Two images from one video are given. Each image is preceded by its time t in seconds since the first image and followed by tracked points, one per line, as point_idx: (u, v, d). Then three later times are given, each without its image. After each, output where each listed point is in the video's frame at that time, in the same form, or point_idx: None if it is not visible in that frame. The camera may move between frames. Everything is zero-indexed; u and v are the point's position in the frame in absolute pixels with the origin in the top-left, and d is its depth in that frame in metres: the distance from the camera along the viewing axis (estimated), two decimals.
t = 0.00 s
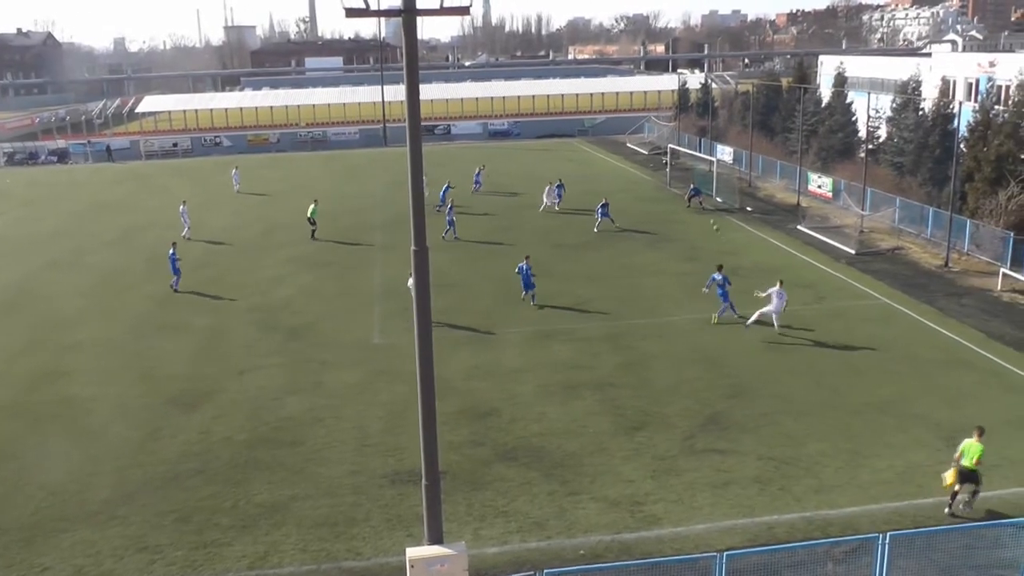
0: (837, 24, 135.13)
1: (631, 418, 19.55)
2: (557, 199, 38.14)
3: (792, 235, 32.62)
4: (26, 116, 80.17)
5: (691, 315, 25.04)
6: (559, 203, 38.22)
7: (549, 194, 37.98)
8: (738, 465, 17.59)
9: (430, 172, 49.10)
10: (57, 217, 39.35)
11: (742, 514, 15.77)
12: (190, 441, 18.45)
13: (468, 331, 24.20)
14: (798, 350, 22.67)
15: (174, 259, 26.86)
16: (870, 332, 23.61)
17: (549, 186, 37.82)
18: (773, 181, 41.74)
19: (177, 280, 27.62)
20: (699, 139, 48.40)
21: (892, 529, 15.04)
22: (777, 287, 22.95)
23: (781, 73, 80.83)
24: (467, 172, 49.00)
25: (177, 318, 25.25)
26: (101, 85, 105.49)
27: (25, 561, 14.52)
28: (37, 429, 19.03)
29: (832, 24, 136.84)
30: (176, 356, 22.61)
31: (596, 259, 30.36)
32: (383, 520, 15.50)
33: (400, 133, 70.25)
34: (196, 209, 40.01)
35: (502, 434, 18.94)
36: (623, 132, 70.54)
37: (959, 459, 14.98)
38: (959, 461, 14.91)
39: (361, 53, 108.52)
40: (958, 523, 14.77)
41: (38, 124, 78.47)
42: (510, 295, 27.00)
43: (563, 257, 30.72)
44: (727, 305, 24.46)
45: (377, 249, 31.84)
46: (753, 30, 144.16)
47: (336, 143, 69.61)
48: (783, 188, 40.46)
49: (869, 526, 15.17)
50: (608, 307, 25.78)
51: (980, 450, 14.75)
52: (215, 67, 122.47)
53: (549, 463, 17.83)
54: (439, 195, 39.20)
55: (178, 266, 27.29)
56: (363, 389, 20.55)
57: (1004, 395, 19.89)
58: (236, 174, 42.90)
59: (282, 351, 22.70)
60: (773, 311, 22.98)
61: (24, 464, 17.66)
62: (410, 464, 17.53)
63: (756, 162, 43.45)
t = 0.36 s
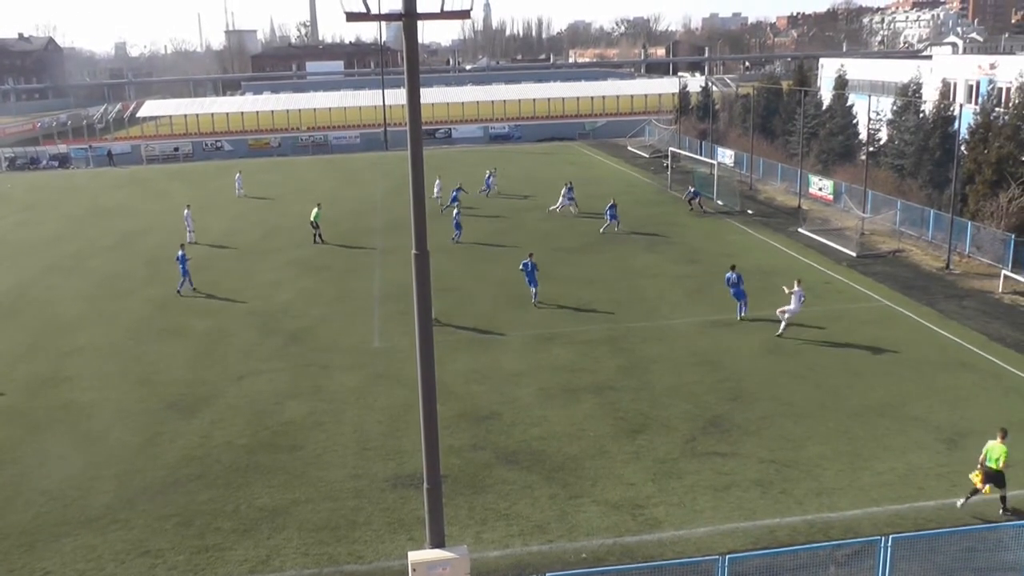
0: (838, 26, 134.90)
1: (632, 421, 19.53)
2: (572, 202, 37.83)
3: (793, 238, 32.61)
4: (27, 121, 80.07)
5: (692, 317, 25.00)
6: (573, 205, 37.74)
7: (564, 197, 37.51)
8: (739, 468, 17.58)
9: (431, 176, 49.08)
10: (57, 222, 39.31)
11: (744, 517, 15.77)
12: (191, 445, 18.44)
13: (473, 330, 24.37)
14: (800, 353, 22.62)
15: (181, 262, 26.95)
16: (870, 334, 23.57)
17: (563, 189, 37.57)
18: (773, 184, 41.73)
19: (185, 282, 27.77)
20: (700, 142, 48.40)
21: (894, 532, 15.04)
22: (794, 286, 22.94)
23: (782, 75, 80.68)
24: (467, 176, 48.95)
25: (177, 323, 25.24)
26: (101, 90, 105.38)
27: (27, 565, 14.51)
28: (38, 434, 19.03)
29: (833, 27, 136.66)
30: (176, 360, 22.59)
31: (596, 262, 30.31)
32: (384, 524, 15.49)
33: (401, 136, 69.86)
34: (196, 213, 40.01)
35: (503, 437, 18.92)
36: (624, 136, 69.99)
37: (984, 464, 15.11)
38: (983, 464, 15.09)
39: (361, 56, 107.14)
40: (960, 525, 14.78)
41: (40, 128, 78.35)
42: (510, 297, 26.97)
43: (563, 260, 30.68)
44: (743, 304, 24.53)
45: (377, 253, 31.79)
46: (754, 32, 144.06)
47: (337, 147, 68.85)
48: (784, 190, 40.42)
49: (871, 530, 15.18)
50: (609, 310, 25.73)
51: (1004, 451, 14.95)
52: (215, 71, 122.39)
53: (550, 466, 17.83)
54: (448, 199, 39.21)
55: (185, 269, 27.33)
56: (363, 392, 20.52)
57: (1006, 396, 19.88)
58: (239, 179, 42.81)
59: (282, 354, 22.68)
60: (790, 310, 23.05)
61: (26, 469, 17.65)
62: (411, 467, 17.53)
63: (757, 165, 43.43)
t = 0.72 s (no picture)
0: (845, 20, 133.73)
1: (636, 423, 19.10)
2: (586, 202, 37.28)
3: (800, 237, 32.20)
4: (19, 117, 79.69)
5: (696, 317, 24.51)
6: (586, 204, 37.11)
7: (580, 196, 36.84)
8: (745, 471, 17.16)
9: (430, 175, 48.65)
10: (53, 220, 38.92)
11: (750, 521, 15.36)
12: (185, 447, 18.04)
13: (476, 329, 23.95)
14: (807, 353, 22.11)
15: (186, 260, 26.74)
16: (879, 335, 23.09)
17: (580, 186, 36.88)
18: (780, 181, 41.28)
19: (191, 279, 27.76)
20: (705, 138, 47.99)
21: (905, 538, 14.63)
22: (820, 285, 22.59)
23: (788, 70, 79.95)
24: (468, 174, 48.43)
25: (173, 323, 24.83)
26: (95, 85, 104.66)
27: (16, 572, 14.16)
28: (29, 437, 18.64)
29: (840, 22, 135.50)
30: (171, 362, 22.18)
31: (599, 263, 29.83)
32: (382, 529, 15.11)
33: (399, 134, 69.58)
34: (193, 212, 39.63)
35: (503, 439, 18.50)
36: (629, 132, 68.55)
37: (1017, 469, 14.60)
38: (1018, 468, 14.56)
39: (359, 51, 108.86)
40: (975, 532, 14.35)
41: (31, 124, 78.24)
42: (511, 297, 26.50)
43: (565, 260, 30.21)
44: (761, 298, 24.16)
45: (376, 253, 31.32)
46: (759, 26, 143.03)
47: (335, 144, 68.79)
48: (791, 188, 39.95)
49: (880, 535, 14.77)
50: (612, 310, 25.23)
51: None
52: (212, 64, 121.74)
53: (552, 469, 17.42)
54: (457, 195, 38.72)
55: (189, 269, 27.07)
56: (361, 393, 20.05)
57: (1018, 399, 19.42)
58: (237, 177, 42.54)
59: (279, 355, 22.24)
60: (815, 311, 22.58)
61: (17, 473, 17.28)
62: (410, 471, 17.14)
63: (763, 162, 42.98)
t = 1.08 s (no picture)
0: None
1: (650, 441, 17.00)
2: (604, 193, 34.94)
3: (836, 233, 29.91)
4: None
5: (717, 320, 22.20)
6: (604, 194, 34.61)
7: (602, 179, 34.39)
8: (776, 495, 15.07)
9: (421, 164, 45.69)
10: (27, 216, 36.65)
11: (783, 553, 13.31)
12: (148, 465, 16.09)
13: (470, 333, 21.54)
14: (841, 361, 19.84)
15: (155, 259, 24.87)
16: (921, 343, 20.81)
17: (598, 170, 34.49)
18: (813, 174, 38.87)
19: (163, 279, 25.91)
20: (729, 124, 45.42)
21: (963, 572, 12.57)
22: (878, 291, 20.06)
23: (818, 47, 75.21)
24: (468, 162, 45.75)
25: (143, 330, 22.78)
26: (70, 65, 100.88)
27: None
28: None
29: None
30: (136, 370, 20.12)
31: (610, 259, 27.46)
32: (369, 559, 13.26)
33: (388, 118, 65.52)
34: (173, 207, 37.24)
35: (502, 459, 16.46)
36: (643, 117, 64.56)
37: None
38: None
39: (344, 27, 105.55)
40: None
41: None
42: (514, 294, 24.22)
43: (573, 257, 27.88)
44: (800, 299, 22.10)
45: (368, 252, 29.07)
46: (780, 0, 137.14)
47: (317, 130, 65.04)
48: (825, 180, 37.51)
49: (933, 570, 12.68)
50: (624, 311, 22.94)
51: None
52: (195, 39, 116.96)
53: (557, 493, 15.38)
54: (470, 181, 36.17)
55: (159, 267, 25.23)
56: (346, 405, 17.97)
57: None
58: (210, 164, 41.47)
59: (257, 361, 20.19)
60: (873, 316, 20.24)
61: None
62: (400, 494, 15.17)
63: (794, 152, 40.33)
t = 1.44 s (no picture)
0: None
1: (672, 471, 14.62)
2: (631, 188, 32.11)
3: (890, 236, 26.84)
4: None
5: (749, 336, 19.54)
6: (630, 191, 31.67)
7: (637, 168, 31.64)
8: (824, 541, 12.70)
9: (414, 151, 41.97)
10: None
11: None
12: (91, 493, 13.84)
13: (469, 345, 19.30)
14: (893, 383, 17.26)
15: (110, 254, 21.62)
16: (984, 361, 18.17)
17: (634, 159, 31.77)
18: (863, 166, 34.86)
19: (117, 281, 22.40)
20: (766, 109, 41.60)
21: None
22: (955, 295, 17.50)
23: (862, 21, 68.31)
24: (471, 147, 42.37)
25: (92, 330, 20.00)
26: None
27: None
28: None
29: None
30: (85, 376, 17.66)
31: (627, 264, 24.72)
32: None
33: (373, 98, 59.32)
34: (144, 190, 33.94)
35: (501, 493, 14.10)
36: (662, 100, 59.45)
37: None
38: None
39: None
40: None
41: None
42: (520, 304, 21.63)
43: (586, 259, 25.19)
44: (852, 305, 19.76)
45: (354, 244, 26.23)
46: None
47: (291, 111, 58.93)
48: (877, 174, 33.74)
49: None
50: (644, 324, 20.31)
51: None
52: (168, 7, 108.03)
53: (565, 533, 13.05)
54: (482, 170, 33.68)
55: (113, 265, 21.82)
56: (321, 427, 15.58)
57: None
58: (169, 150, 35.97)
59: (224, 371, 17.78)
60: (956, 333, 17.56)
61: None
62: (380, 532, 12.90)
63: (842, 140, 36.14)
